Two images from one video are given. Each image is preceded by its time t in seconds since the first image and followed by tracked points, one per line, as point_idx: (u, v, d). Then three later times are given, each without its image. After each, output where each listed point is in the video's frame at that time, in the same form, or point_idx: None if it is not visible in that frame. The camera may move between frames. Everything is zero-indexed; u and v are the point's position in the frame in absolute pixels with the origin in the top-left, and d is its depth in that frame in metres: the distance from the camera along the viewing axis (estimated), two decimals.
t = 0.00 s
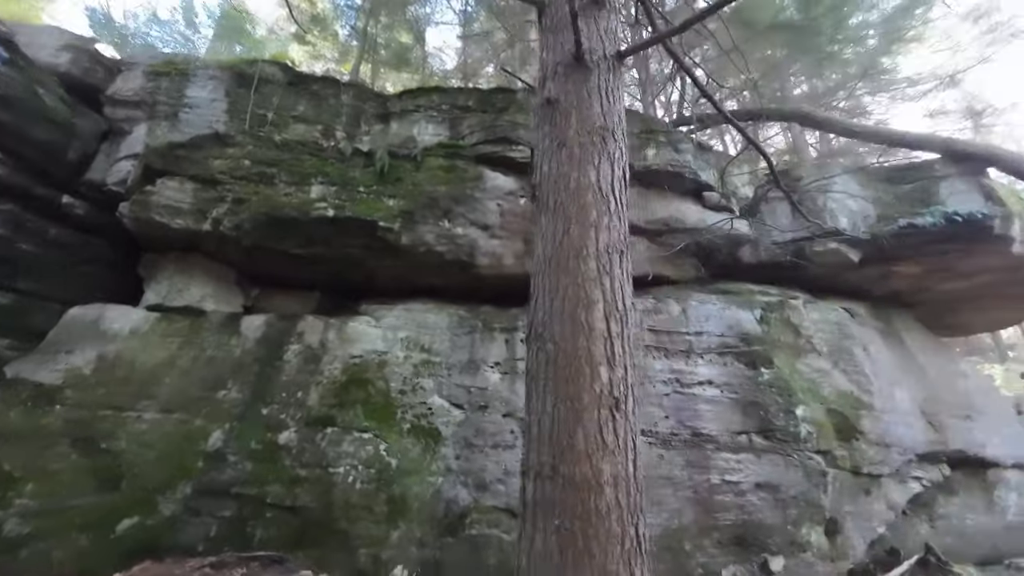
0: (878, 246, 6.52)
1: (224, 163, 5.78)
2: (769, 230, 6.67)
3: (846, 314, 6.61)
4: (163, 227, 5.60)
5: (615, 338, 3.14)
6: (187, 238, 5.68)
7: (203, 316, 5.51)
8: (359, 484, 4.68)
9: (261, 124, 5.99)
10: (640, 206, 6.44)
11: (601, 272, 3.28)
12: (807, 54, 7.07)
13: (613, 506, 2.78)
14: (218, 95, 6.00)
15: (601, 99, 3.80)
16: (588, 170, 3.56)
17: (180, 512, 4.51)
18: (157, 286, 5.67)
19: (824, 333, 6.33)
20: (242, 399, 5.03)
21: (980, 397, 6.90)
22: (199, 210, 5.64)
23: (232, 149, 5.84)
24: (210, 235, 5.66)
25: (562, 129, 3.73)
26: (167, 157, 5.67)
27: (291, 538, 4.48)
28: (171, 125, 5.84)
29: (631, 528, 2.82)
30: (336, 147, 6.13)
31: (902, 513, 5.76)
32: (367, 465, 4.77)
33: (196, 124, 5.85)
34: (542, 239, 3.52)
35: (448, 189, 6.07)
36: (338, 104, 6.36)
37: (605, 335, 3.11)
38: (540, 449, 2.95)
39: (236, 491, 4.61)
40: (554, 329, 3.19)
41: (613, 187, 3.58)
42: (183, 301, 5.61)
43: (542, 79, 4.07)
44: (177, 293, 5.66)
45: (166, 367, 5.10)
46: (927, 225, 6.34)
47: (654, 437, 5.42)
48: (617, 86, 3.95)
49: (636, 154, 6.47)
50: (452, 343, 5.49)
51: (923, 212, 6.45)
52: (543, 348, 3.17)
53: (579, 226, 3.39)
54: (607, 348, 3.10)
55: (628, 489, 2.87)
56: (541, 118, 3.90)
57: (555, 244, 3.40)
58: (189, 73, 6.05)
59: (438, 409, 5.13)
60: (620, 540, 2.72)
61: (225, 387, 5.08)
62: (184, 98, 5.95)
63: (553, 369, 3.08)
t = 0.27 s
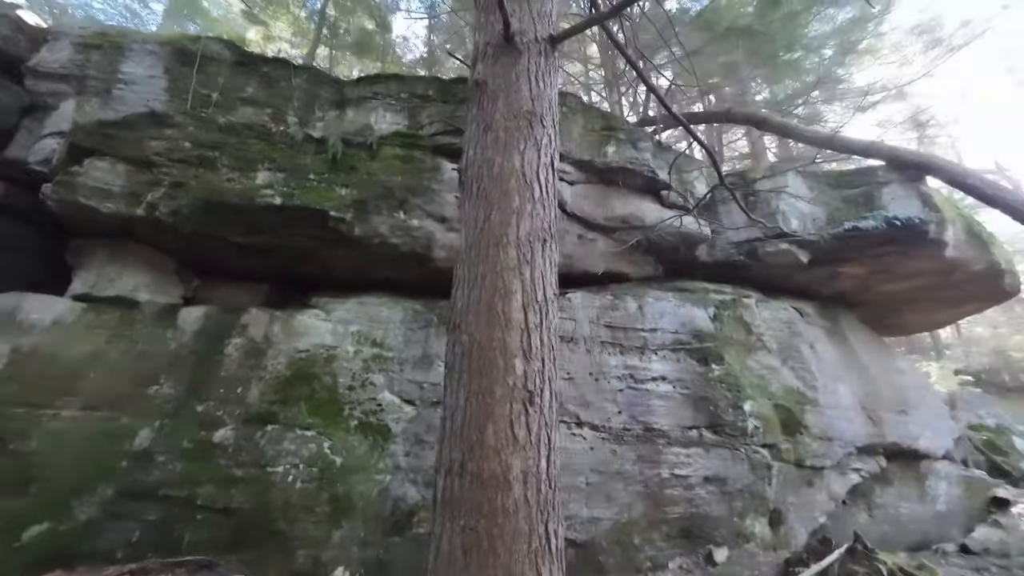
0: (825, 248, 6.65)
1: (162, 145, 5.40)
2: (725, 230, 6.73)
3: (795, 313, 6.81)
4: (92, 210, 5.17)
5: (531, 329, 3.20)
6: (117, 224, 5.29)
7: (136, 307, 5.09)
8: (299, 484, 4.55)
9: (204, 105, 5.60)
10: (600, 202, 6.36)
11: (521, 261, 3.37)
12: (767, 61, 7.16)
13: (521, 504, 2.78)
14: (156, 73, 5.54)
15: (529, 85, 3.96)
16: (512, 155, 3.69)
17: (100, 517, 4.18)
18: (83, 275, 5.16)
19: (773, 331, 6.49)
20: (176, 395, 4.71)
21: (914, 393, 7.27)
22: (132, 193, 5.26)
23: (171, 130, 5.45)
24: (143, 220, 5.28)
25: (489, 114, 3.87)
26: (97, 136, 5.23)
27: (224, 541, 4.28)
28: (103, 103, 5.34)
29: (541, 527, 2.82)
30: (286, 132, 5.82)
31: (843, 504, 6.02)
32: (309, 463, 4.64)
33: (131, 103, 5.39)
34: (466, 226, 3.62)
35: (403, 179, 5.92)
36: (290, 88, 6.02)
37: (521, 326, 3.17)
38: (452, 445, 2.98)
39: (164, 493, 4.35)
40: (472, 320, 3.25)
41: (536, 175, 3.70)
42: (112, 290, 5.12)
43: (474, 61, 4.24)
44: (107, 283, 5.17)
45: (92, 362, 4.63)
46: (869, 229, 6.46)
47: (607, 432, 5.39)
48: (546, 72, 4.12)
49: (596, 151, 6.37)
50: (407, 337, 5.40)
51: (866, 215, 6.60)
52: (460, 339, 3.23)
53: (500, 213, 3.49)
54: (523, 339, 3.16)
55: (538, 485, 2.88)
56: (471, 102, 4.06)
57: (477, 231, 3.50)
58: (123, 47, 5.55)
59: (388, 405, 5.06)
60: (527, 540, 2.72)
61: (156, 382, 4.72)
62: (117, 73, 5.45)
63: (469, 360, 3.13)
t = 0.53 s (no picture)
0: (779, 247, 6.81)
1: (95, 121, 5.00)
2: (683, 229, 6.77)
3: (750, 310, 6.94)
4: (14, 190, 4.79)
5: (449, 319, 3.18)
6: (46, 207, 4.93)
7: (65, 295, 4.78)
8: (240, 481, 4.39)
9: (145, 81, 5.20)
10: (563, 196, 6.29)
11: (442, 247, 3.33)
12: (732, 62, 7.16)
13: (431, 498, 2.79)
14: (91, 43, 5.10)
15: (461, 63, 3.87)
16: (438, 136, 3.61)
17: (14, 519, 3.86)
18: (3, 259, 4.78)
19: (729, 327, 6.58)
20: (108, 389, 4.43)
21: (859, 387, 7.55)
22: (59, 173, 4.89)
23: (105, 107, 5.03)
24: (73, 203, 4.96)
25: (418, 93, 3.78)
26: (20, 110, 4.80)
27: (154, 543, 4.10)
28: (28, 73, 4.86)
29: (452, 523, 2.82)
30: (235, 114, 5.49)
31: (790, 493, 6.25)
32: (250, 461, 4.48)
33: (60, 76, 4.94)
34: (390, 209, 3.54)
35: (361, 167, 5.74)
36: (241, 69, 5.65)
37: (438, 315, 3.14)
38: (364, 439, 2.96)
39: (87, 493, 4.07)
40: (389, 308, 3.20)
41: (465, 156, 3.64)
42: (38, 276, 4.80)
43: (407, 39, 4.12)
44: (31, 268, 4.83)
45: (12, 352, 4.35)
46: (820, 230, 6.66)
47: (562, 425, 5.34)
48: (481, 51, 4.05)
49: (561, 146, 6.30)
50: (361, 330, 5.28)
51: (817, 216, 6.77)
52: (376, 328, 3.19)
53: (423, 196, 3.43)
54: (439, 328, 3.13)
55: (450, 479, 2.88)
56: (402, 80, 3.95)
57: (399, 215, 3.44)
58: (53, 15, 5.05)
59: (339, 400, 4.94)
60: (434, 536, 2.73)
61: (86, 375, 4.45)
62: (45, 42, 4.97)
63: (383, 350, 3.09)
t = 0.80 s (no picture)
0: (740, 246, 6.92)
1: (25, 97, 4.68)
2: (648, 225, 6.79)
3: (712, 307, 7.04)
4: None
5: (366, 311, 3.00)
6: None
7: None
8: (180, 481, 4.21)
9: (81, 58, 4.90)
10: (528, 190, 6.23)
11: (363, 235, 3.14)
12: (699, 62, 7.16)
13: (339, 498, 2.63)
14: (22, 13, 4.76)
15: (391, 43, 3.66)
16: (363, 122, 3.41)
17: None
18: None
19: (691, 324, 6.65)
20: (38, 383, 4.18)
21: (813, 383, 7.73)
22: None
23: (36, 82, 4.72)
24: None
25: (345, 75, 3.56)
26: None
27: (84, 546, 3.89)
28: None
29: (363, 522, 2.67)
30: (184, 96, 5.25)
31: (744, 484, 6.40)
32: (193, 458, 4.30)
33: None
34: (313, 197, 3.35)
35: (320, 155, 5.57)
36: (192, 49, 5.40)
37: (354, 307, 2.97)
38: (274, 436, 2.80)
39: (10, 494, 3.81)
40: (305, 299, 3.02)
41: (392, 141, 3.45)
42: None
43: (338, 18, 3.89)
44: None
45: None
46: (779, 230, 6.77)
47: (524, 421, 5.30)
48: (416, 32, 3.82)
49: (527, 140, 6.23)
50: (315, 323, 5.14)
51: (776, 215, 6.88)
52: (290, 321, 3.02)
53: (344, 183, 3.24)
54: (355, 320, 2.96)
55: (361, 478, 2.72)
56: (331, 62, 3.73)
57: (320, 202, 3.25)
58: None
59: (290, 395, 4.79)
60: (342, 536, 2.58)
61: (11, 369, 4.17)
62: None
63: (294, 343, 2.93)
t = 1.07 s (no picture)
0: (709, 243, 6.96)
1: None
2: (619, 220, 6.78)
3: (682, 302, 7.08)
4: None
5: (287, 301, 2.82)
6: None
7: None
8: (122, 479, 4.03)
9: (17, 31, 4.61)
10: (500, 182, 6.12)
11: (285, 221, 2.96)
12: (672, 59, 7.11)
13: (249, 497, 2.48)
14: None
15: (325, 19, 3.44)
16: (290, 102, 3.21)
17: None
18: None
19: (660, 319, 6.67)
20: None
21: (778, 378, 7.85)
22: None
23: None
24: None
25: (274, 52, 3.35)
26: None
27: (13, 548, 3.71)
28: None
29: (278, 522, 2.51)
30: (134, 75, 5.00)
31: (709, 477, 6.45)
32: (137, 455, 4.12)
33: None
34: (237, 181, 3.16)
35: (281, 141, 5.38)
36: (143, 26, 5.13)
37: (273, 296, 2.79)
38: (185, 432, 2.64)
39: None
40: (221, 288, 2.84)
41: (322, 123, 3.25)
42: None
43: None
44: None
45: None
46: (746, 228, 6.82)
47: (489, 416, 5.23)
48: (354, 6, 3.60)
49: (498, 131, 6.13)
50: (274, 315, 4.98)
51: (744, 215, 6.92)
52: (206, 311, 2.84)
53: (267, 166, 3.05)
54: (273, 310, 2.78)
55: (276, 476, 2.56)
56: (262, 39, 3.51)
57: (242, 187, 3.06)
58: None
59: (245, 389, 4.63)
60: (253, 539, 2.43)
61: None
62: None
63: (208, 335, 2.75)
